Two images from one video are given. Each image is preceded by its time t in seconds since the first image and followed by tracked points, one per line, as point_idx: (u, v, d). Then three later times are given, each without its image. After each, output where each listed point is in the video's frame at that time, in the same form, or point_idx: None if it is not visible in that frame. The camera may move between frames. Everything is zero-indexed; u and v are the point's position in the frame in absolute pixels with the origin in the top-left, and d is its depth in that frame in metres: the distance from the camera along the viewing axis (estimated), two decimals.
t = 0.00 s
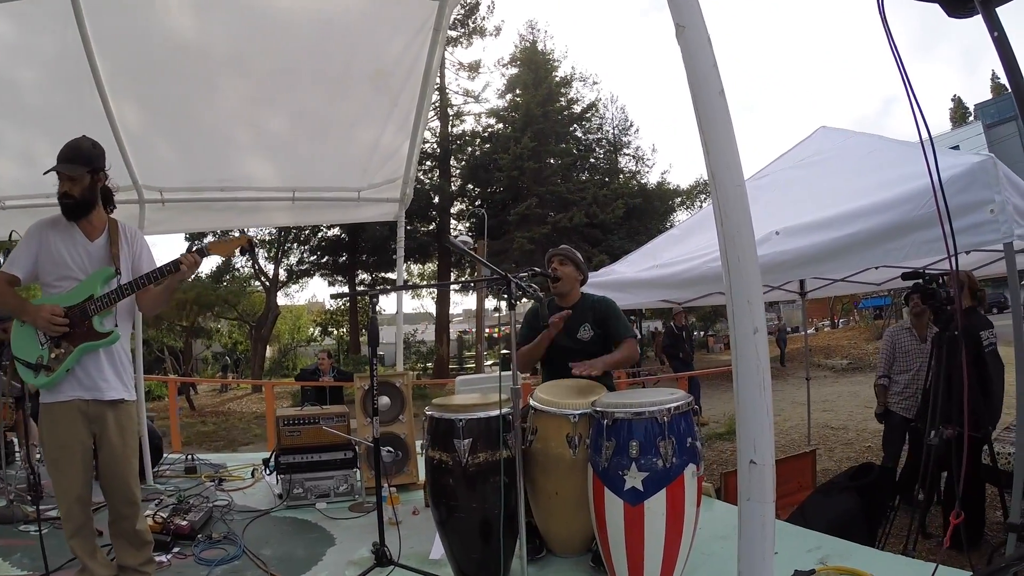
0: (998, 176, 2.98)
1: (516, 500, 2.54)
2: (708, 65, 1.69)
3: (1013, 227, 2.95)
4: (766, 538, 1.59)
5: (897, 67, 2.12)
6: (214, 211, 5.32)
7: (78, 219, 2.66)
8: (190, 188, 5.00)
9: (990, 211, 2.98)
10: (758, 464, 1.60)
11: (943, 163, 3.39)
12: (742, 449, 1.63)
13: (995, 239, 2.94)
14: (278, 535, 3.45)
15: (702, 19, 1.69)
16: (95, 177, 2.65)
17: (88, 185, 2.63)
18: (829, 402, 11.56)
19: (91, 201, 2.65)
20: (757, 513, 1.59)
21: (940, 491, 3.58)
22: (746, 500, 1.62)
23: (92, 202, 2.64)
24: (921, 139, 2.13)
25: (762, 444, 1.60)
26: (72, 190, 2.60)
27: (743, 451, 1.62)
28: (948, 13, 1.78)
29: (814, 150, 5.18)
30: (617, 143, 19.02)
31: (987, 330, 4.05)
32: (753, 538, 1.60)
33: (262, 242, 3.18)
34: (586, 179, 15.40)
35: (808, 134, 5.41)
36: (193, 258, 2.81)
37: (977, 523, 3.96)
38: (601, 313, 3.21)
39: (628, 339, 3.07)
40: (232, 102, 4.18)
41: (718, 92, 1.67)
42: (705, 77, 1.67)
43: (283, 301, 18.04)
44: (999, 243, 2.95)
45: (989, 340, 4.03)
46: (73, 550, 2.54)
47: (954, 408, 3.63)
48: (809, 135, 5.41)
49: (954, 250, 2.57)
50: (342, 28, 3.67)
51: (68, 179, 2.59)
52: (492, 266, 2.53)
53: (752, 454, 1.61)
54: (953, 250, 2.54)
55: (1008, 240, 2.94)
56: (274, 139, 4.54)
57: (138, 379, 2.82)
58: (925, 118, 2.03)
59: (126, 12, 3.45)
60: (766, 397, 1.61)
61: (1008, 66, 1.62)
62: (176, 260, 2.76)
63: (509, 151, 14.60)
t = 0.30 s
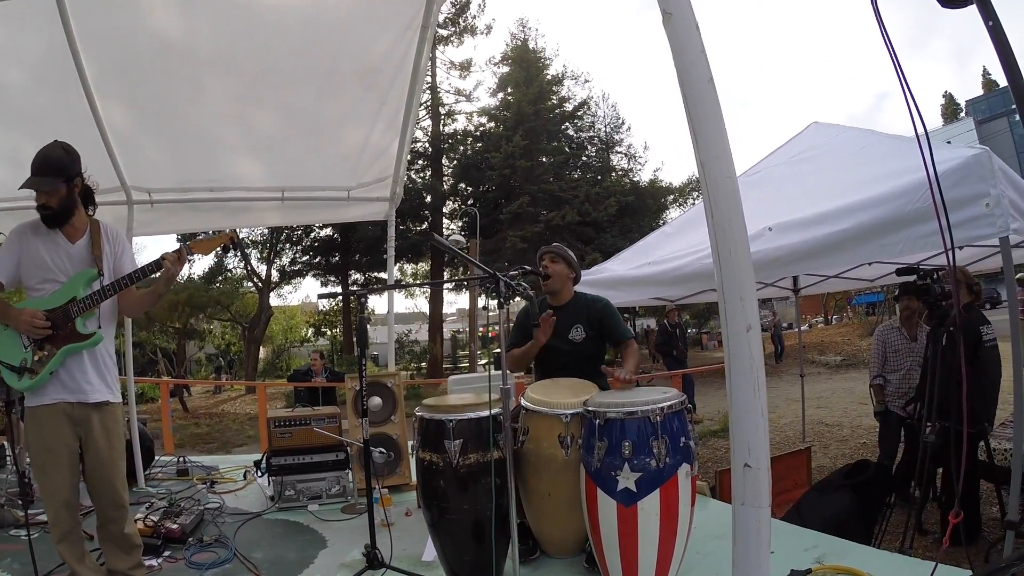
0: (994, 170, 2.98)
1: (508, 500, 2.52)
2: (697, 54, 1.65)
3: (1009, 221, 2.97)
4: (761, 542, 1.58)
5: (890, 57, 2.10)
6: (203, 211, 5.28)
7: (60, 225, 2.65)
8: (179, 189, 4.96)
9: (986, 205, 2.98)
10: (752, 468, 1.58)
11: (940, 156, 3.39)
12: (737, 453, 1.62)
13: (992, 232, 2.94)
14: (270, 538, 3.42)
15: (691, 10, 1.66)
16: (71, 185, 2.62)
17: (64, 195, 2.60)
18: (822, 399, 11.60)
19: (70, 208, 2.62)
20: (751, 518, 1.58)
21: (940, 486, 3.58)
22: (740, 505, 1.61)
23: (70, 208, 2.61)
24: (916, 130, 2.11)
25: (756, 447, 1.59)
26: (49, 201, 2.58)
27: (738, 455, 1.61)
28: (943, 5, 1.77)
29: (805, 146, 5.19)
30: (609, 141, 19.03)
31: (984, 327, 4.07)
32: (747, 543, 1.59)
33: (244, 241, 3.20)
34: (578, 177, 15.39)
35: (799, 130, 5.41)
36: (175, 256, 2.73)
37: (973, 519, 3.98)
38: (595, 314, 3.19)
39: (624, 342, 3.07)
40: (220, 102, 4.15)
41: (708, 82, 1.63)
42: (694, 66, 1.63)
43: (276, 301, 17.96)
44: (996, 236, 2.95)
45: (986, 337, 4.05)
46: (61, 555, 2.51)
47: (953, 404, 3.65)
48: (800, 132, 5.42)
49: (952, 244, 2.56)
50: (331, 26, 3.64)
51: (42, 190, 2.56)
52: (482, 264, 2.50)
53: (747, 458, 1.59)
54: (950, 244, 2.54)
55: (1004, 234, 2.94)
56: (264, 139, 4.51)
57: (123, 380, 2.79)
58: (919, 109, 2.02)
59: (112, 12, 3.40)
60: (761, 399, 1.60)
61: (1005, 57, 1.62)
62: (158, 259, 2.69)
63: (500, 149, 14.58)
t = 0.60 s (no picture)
0: (991, 168, 2.98)
1: (497, 494, 2.51)
2: (697, 37, 1.59)
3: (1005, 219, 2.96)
4: (757, 544, 1.53)
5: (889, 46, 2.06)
6: (193, 201, 5.21)
7: (45, 212, 2.59)
8: (167, 178, 4.89)
9: (982, 203, 2.97)
10: (750, 467, 1.53)
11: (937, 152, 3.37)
12: (733, 451, 1.56)
13: (988, 231, 2.94)
14: (259, 531, 3.40)
15: None
16: (59, 169, 2.57)
17: (53, 178, 2.55)
18: (813, 394, 11.66)
19: (57, 193, 2.57)
20: (748, 519, 1.53)
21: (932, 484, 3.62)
22: (736, 505, 1.56)
23: (57, 194, 2.57)
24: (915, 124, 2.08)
25: (753, 446, 1.53)
26: (36, 186, 2.52)
27: (734, 453, 1.55)
28: None
29: (800, 142, 5.18)
30: (603, 135, 18.98)
31: (979, 326, 4.09)
32: (743, 545, 1.54)
33: (230, 229, 3.18)
34: (572, 170, 15.34)
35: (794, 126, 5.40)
36: (163, 243, 2.70)
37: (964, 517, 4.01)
38: (587, 308, 3.17)
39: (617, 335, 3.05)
40: (208, 90, 4.07)
41: (706, 67, 1.58)
42: (692, 50, 1.58)
43: (268, 293, 17.86)
44: (992, 235, 2.94)
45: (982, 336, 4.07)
46: (47, 548, 2.48)
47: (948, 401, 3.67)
48: (795, 128, 5.41)
49: (950, 241, 2.55)
50: (322, 14, 3.58)
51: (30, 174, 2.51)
52: (472, 255, 2.47)
53: (744, 457, 1.54)
54: (947, 243, 2.54)
55: (1000, 233, 2.93)
56: (254, 128, 4.45)
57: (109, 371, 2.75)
58: (918, 103, 1.98)
59: None
60: (758, 397, 1.54)
61: (1006, 52, 1.60)
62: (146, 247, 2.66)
63: (494, 142, 14.51)
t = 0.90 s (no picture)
0: (996, 156, 2.94)
1: (496, 483, 2.49)
2: (703, 13, 1.55)
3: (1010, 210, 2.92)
4: (766, 533, 1.50)
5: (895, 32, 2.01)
6: (187, 189, 5.15)
7: (38, 199, 2.55)
8: (162, 166, 4.83)
9: (987, 192, 2.94)
10: (760, 454, 1.50)
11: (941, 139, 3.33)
12: (744, 438, 1.53)
13: (992, 221, 2.91)
14: (256, 522, 3.38)
15: None
16: (51, 153, 2.53)
17: (46, 164, 2.51)
18: (810, 383, 11.68)
19: (50, 179, 2.53)
20: (758, 509, 1.50)
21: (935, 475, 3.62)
22: (746, 494, 1.53)
23: (51, 180, 2.52)
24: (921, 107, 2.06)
25: (764, 433, 1.50)
26: (29, 171, 2.48)
27: (744, 440, 1.52)
28: None
29: (800, 130, 5.14)
30: (601, 124, 18.88)
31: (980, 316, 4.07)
32: (752, 534, 1.51)
33: (226, 219, 3.11)
34: (570, 160, 15.26)
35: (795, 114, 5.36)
36: (156, 235, 2.68)
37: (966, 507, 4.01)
38: (584, 294, 3.14)
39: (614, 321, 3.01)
40: (202, 76, 4.01)
41: (712, 43, 1.54)
42: (698, 26, 1.54)
43: (265, 283, 17.79)
44: (996, 224, 2.91)
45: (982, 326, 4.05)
46: (42, 540, 2.45)
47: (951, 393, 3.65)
48: (795, 116, 5.37)
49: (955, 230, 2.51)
50: None
51: (23, 159, 2.46)
52: (471, 240, 2.42)
53: (754, 444, 1.51)
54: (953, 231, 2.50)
55: (1005, 222, 2.90)
56: (248, 115, 4.39)
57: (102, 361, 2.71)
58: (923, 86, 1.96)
59: None
60: (769, 383, 1.51)
61: (1015, 36, 1.56)
62: (138, 238, 2.64)
63: (491, 131, 14.41)
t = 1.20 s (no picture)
0: (1005, 151, 2.89)
1: (499, 478, 2.47)
2: None
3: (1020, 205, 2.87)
4: (781, 530, 1.48)
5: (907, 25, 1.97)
6: (189, 181, 5.12)
7: (37, 191, 2.53)
8: (164, 159, 4.81)
9: (997, 186, 2.89)
10: (775, 449, 1.47)
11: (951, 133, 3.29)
12: (759, 433, 1.50)
13: (1001, 216, 2.86)
14: (258, 516, 3.37)
15: None
16: (50, 143, 2.51)
17: (45, 155, 2.49)
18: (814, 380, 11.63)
19: (49, 170, 2.51)
20: (773, 505, 1.47)
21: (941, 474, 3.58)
22: (761, 491, 1.50)
23: (50, 171, 2.51)
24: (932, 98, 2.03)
25: (779, 428, 1.47)
26: (28, 162, 2.46)
27: (759, 435, 1.49)
28: None
29: (807, 125, 5.10)
30: (606, 119, 18.80)
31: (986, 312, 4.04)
32: (767, 531, 1.48)
33: (225, 209, 3.10)
34: (574, 154, 15.20)
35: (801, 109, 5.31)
36: (160, 223, 2.65)
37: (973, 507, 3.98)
38: (590, 288, 3.11)
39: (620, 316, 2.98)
40: (204, 68, 3.99)
41: (728, 26, 1.51)
42: (713, 10, 1.51)
43: (268, 277, 17.79)
44: (1005, 220, 2.87)
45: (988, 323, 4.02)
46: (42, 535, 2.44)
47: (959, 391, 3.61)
48: (801, 111, 5.32)
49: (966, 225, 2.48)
50: None
51: (22, 149, 2.44)
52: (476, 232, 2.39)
53: (769, 438, 1.48)
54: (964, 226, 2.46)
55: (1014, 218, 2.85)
56: (251, 108, 4.36)
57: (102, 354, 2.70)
58: (935, 76, 1.94)
59: None
60: (785, 375, 1.47)
61: None
62: (142, 226, 2.61)
63: (495, 125, 14.36)
